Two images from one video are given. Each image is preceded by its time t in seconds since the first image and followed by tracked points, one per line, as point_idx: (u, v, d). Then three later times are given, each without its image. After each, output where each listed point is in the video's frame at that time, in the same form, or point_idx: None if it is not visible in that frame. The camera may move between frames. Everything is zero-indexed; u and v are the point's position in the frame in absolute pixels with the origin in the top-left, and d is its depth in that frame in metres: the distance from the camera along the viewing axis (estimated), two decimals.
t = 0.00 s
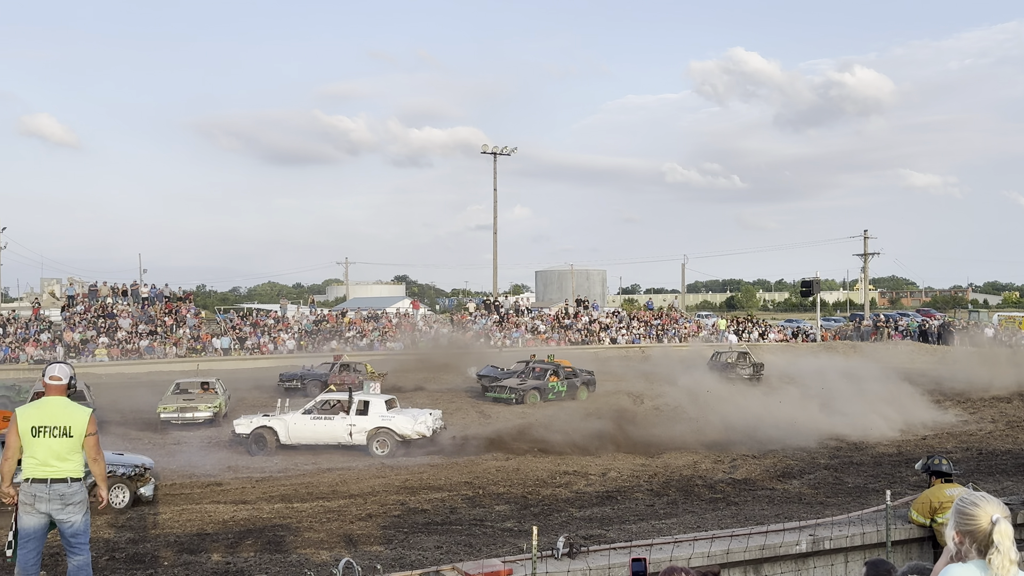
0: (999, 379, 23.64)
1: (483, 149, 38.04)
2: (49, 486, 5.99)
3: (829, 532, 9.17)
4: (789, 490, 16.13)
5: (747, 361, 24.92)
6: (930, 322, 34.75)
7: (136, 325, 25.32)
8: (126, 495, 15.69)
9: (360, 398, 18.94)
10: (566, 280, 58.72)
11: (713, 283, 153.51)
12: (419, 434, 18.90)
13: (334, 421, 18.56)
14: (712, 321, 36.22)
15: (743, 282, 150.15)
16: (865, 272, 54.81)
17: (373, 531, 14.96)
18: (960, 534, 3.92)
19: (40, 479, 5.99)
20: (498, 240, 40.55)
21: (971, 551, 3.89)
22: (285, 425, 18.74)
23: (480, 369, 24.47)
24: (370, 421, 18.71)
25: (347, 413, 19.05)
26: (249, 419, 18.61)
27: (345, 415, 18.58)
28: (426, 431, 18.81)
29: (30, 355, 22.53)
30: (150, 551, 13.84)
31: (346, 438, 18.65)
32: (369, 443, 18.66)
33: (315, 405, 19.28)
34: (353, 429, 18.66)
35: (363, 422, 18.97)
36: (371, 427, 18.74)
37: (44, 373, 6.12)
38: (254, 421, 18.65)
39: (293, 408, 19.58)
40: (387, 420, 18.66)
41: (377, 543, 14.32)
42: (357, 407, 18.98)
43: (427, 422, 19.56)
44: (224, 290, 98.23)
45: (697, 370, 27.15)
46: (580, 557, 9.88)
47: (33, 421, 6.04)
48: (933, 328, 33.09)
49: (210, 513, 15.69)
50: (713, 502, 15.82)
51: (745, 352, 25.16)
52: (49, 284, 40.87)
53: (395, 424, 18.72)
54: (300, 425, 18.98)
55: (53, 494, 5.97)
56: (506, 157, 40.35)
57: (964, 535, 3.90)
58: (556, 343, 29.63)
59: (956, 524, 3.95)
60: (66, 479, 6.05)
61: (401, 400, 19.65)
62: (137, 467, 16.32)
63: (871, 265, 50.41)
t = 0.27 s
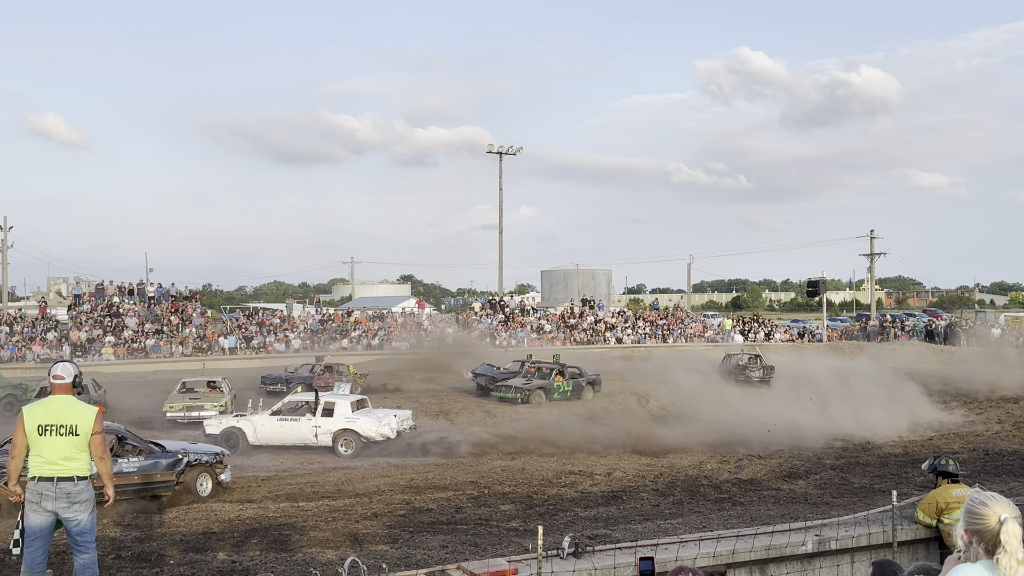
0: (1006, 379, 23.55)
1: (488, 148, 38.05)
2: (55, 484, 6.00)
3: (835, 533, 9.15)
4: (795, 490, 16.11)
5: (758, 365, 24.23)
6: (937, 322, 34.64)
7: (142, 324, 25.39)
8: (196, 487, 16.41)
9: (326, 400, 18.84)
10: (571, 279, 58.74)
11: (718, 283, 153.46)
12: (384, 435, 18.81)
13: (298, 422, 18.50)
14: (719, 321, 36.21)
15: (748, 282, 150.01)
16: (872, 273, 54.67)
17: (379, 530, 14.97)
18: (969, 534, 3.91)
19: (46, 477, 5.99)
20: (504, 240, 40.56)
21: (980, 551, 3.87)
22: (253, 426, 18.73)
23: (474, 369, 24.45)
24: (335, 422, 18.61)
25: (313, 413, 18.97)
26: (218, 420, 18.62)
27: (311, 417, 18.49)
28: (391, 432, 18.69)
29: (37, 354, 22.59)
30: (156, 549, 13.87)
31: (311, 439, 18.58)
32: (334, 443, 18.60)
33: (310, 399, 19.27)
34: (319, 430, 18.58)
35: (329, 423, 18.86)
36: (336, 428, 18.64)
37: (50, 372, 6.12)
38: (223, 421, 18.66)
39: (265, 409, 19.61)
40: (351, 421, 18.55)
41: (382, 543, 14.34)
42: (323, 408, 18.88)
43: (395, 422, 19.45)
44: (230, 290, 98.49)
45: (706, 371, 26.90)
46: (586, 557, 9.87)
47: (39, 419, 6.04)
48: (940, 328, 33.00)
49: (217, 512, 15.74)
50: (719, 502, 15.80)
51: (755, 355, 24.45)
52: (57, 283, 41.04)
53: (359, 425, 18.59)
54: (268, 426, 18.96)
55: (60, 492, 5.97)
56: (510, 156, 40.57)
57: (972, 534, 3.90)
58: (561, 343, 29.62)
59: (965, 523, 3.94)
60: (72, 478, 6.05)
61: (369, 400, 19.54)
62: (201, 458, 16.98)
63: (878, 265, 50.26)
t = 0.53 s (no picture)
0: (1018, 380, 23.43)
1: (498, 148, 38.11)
2: (66, 481, 6.03)
3: (844, 533, 9.12)
4: (804, 491, 16.08)
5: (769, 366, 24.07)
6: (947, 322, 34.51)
7: (152, 322, 25.50)
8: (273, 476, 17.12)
9: (297, 396, 18.84)
10: (580, 279, 58.78)
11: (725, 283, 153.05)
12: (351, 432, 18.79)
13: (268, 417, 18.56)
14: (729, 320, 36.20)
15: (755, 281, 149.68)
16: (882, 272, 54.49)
17: (387, 528, 15.00)
18: (983, 533, 3.88)
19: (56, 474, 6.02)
20: (512, 239, 40.60)
21: (991, 552, 3.83)
22: (226, 419, 18.86)
23: (470, 368, 24.51)
24: (304, 418, 18.70)
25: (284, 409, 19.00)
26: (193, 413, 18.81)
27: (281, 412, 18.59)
28: (357, 429, 18.71)
29: (47, 351, 22.67)
30: (165, 547, 13.92)
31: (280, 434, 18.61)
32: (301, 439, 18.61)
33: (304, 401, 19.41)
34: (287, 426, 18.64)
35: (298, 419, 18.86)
36: (304, 425, 18.64)
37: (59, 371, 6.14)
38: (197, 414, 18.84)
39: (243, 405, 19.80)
40: (319, 418, 18.55)
41: (390, 541, 14.36)
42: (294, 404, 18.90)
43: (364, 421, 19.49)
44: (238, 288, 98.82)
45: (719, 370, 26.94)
46: (594, 556, 9.85)
47: (49, 417, 6.07)
48: (951, 328, 32.88)
49: (226, 510, 15.79)
50: (727, 502, 15.78)
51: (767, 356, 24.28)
52: (68, 280, 41.23)
53: (327, 423, 18.58)
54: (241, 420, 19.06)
55: (70, 490, 6.00)
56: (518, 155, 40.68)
57: (986, 535, 3.86)
58: (570, 342, 29.63)
59: (981, 523, 3.93)
60: (81, 476, 6.08)
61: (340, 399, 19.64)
62: (275, 447, 17.68)
63: (888, 265, 50.10)
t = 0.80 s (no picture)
0: None
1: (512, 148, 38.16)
2: (82, 478, 6.08)
3: (858, 534, 9.05)
4: (818, 491, 16.01)
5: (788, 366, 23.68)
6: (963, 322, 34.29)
7: (167, 320, 25.63)
8: (306, 472, 17.43)
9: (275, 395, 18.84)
10: (593, 278, 58.77)
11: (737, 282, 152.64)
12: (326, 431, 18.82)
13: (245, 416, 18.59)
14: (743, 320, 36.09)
15: (766, 281, 149.26)
16: (898, 272, 54.23)
17: (400, 527, 15.01)
18: (1000, 535, 3.78)
19: (72, 471, 6.05)
20: (525, 238, 40.62)
21: (1007, 555, 3.73)
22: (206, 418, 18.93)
23: (470, 368, 24.46)
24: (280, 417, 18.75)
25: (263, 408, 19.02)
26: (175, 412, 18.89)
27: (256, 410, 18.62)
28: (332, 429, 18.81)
29: (62, 349, 22.81)
30: (179, 544, 13.97)
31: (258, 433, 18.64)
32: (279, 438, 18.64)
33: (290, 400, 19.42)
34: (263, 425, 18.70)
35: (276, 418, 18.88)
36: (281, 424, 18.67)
37: (76, 367, 6.19)
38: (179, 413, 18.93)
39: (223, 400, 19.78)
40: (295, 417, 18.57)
41: (403, 539, 14.38)
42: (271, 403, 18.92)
43: (341, 418, 19.59)
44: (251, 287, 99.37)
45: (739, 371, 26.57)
46: (607, 556, 9.81)
47: (66, 414, 6.12)
48: (966, 328, 32.68)
49: (239, 508, 15.84)
50: (741, 502, 15.74)
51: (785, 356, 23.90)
52: (83, 278, 41.52)
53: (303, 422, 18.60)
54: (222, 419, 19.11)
55: (85, 486, 6.03)
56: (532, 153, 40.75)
57: (1004, 535, 3.76)
58: (583, 342, 29.62)
59: (1000, 523, 3.80)
60: (97, 472, 6.11)
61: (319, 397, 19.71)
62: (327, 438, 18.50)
63: (903, 265, 49.84)
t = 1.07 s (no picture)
0: None
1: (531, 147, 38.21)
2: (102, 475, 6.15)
3: (878, 536, 8.94)
4: (838, 493, 15.92)
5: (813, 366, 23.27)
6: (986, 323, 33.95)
7: (188, 317, 25.81)
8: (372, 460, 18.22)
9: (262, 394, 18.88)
10: (612, 277, 58.71)
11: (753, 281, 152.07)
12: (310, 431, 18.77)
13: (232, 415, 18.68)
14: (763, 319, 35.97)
15: (785, 280, 148.46)
16: (920, 272, 53.77)
17: (418, 525, 15.05)
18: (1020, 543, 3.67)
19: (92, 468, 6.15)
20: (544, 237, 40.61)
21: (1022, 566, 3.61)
22: (198, 417, 19.08)
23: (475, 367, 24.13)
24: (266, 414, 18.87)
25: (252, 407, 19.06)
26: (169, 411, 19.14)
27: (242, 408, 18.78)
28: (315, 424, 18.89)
29: (83, 347, 23.01)
30: (199, 541, 14.06)
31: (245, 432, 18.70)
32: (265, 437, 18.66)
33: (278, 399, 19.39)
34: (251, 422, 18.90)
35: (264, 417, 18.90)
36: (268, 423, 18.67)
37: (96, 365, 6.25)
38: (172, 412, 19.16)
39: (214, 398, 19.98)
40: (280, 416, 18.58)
41: (422, 537, 14.41)
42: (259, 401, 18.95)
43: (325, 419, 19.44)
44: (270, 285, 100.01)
45: (764, 372, 26.29)
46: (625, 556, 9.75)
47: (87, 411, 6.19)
48: (989, 329, 32.37)
49: (259, 504, 15.91)
50: (760, 503, 15.67)
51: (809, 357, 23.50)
52: (104, 276, 41.97)
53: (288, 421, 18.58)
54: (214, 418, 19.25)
55: (108, 483, 7.02)
56: (552, 152, 40.83)
57: None
58: (602, 341, 29.61)
59: None
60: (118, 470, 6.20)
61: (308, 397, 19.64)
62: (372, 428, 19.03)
63: (926, 265, 49.44)
